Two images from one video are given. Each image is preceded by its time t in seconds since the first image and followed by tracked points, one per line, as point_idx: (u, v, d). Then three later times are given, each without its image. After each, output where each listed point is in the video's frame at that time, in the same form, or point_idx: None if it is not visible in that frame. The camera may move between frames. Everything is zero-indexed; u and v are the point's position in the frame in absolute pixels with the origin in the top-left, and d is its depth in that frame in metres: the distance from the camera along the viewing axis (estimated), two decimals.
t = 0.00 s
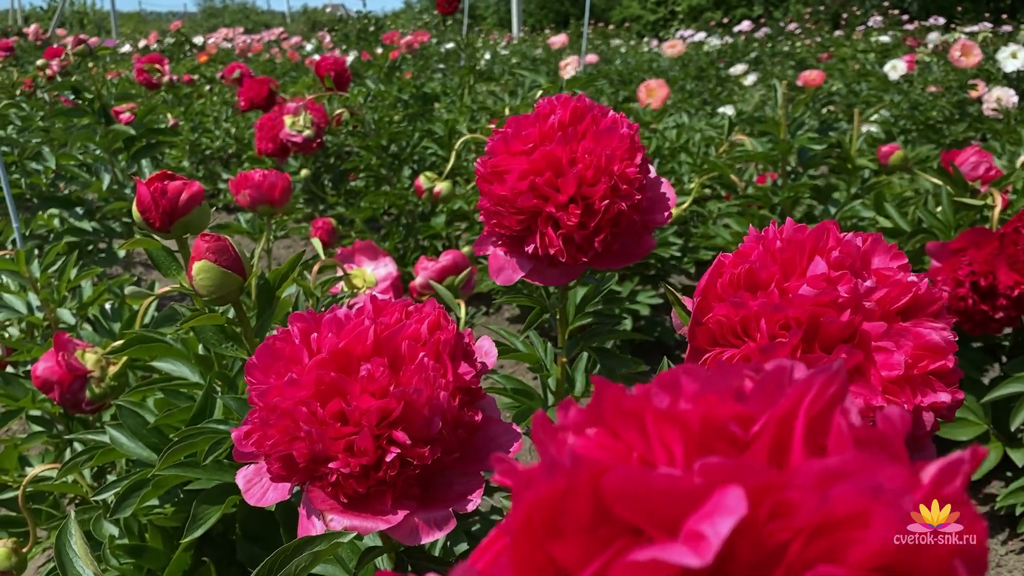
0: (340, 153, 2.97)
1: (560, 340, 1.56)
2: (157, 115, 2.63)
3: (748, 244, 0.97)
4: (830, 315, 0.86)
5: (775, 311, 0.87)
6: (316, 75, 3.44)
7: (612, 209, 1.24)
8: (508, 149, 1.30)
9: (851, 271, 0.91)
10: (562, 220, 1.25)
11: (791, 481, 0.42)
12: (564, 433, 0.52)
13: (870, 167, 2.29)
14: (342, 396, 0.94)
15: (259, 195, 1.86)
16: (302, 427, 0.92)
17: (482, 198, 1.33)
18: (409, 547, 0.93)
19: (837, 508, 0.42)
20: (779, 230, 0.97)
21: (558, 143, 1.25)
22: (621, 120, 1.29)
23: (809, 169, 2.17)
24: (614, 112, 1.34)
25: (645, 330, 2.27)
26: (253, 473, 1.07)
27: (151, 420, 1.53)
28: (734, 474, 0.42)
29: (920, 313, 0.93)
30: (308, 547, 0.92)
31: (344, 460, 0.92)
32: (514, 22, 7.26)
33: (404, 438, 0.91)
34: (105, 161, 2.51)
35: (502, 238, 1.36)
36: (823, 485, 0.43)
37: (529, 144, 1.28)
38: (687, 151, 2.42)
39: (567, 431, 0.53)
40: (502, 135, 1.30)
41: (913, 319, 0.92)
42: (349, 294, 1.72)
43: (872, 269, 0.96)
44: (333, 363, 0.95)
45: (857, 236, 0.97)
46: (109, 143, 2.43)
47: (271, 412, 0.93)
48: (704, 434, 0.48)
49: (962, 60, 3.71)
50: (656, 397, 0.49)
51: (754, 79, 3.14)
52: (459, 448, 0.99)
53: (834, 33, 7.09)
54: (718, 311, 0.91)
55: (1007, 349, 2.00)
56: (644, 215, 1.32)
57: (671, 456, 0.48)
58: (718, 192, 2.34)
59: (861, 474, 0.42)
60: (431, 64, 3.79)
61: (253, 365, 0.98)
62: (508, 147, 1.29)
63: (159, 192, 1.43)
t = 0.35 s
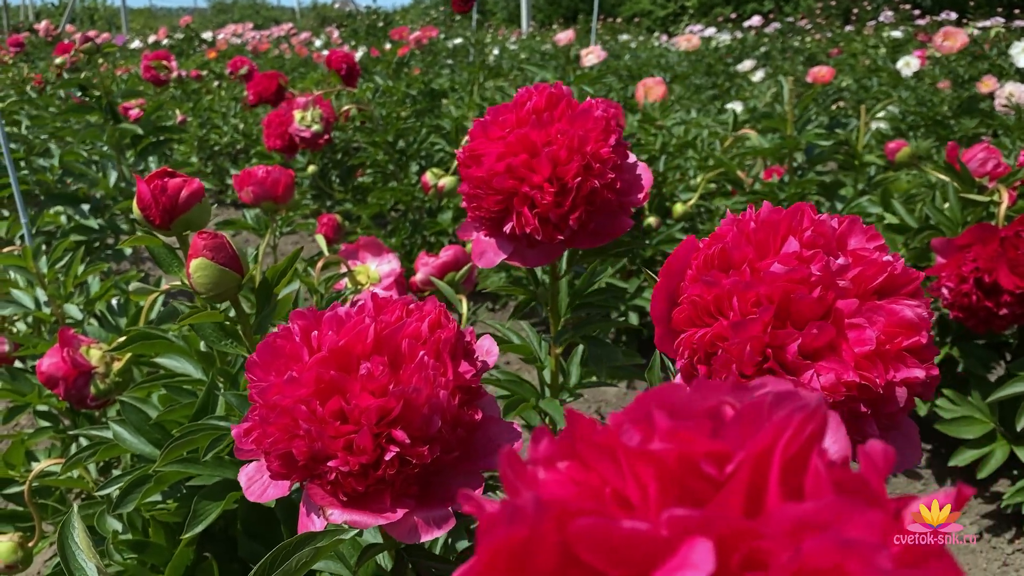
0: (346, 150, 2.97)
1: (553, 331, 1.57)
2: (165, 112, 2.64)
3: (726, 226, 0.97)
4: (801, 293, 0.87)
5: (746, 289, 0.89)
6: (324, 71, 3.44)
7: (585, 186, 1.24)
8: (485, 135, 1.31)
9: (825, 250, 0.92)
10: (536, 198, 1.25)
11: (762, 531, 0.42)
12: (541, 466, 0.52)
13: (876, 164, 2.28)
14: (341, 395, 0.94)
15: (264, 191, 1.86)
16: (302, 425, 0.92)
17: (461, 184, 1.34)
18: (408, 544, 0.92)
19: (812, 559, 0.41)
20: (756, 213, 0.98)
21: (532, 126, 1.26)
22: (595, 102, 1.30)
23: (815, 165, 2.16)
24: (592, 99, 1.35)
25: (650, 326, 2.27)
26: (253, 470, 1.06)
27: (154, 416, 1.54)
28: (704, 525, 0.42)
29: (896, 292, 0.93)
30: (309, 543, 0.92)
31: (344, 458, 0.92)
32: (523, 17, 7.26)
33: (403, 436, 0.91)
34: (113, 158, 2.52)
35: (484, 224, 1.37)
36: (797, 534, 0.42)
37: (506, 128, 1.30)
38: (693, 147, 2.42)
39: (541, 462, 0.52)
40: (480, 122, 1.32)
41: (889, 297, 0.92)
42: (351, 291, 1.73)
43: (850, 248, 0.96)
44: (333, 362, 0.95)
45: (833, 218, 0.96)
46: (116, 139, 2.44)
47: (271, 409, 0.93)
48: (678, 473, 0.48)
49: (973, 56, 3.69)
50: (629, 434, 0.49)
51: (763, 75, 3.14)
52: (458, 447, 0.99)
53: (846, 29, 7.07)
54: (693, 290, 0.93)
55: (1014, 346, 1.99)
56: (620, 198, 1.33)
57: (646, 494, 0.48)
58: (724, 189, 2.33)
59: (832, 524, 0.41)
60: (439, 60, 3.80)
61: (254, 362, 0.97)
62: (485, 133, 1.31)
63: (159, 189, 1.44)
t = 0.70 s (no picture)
0: (355, 148, 2.97)
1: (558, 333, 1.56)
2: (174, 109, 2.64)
3: (726, 224, 0.95)
4: (804, 288, 0.86)
5: (749, 283, 0.87)
6: (334, 69, 3.45)
7: (593, 195, 1.23)
8: (492, 139, 1.30)
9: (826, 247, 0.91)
10: (543, 206, 1.24)
11: (762, 501, 0.41)
12: (540, 443, 0.51)
13: (885, 161, 2.27)
14: (335, 393, 0.93)
15: (269, 189, 1.86)
16: (295, 424, 0.92)
17: (467, 189, 1.33)
18: (402, 543, 0.93)
19: (811, 529, 0.40)
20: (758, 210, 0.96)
21: (540, 132, 1.24)
22: (604, 107, 1.28)
23: (824, 163, 2.14)
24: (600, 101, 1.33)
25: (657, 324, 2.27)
26: (250, 468, 1.07)
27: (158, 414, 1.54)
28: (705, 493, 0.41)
29: (898, 288, 0.92)
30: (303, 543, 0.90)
31: (337, 456, 0.91)
32: (533, 14, 7.26)
33: (396, 435, 0.91)
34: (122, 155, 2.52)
35: (489, 229, 1.35)
36: (799, 504, 0.41)
37: (513, 134, 1.29)
38: (701, 144, 2.41)
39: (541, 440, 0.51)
40: (486, 125, 1.30)
41: (890, 294, 0.92)
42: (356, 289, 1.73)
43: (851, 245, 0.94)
44: (327, 360, 0.94)
45: (834, 214, 0.95)
46: (124, 137, 2.44)
47: (265, 407, 0.93)
48: (680, 449, 0.47)
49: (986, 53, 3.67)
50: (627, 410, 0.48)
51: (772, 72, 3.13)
52: (452, 445, 0.99)
53: (857, 25, 7.07)
54: (695, 285, 0.90)
55: None
56: (628, 203, 1.32)
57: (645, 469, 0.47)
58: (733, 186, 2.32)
59: (833, 494, 0.41)
60: (449, 57, 3.80)
61: (248, 361, 0.97)
62: (492, 137, 1.30)
63: (164, 187, 1.43)
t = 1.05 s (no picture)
0: (365, 145, 2.97)
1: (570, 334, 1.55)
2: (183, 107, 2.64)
3: (741, 244, 0.93)
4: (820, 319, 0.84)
5: (762, 313, 0.85)
6: (344, 66, 3.45)
7: (614, 200, 1.19)
8: (509, 140, 1.24)
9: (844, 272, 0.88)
10: (563, 211, 1.20)
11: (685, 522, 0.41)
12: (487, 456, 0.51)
13: (897, 159, 2.26)
14: (341, 395, 0.93)
15: (279, 188, 1.86)
16: (300, 427, 0.92)
17: (483, 191, 1.28)
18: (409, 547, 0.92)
19: (731, 552, 0.40)
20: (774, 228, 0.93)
21: (560, 134, 1.20)
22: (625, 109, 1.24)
23: (835, 161, 2.13)
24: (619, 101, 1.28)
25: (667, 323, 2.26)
26: (256, 469, 1.07)
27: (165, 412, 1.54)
28: (630, 514, 0.41)
29: (917, 313, 0.90)
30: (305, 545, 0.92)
31: (342, 460, 0.92)
32: (543, 11, 7.26)
33: (402, 440, 0.91)
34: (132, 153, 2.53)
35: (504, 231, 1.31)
36: (724, 526, 0.41)
37: (532, 136, 1.23)
38: (712, 142, 2.40)
39: (488, 455, 0.52)
40: (503, 126, 1.25)
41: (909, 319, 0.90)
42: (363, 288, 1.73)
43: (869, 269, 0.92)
44: (333, 363, 0.94)
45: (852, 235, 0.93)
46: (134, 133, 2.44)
47: (270, 410, 0.93)
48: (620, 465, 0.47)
49: (999, 50, 3.65)
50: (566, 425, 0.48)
51: (785, 69, 3.12)
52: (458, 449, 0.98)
53: (869, 21, 7.05)
54: (707, 313, 0.88)
55: None
56: (647, 207, 1.28)
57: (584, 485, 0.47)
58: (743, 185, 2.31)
59: (756, 517, 0.41)
60: (460, 54, 3.80)
61: (255, 362, 0.97)
62: (509, 138, 1.24)
63: (169, 187, 1.43)
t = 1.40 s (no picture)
0: (371, 144, 2.98)
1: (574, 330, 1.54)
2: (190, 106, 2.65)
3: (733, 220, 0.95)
4: (808, 284, 0.85)
5: (751, 279, 0.86)
6: (352, 65, 3.46)
7: (613, 190, 1.19)
8: (511, 134, 1.25)
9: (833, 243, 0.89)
10: (563, 202, 1.19)
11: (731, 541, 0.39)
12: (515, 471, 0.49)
13: (904, 158, 2.25)
14: (342, 392, 0.92)
15: (285, 186, 1.86)
16: (302, 422, 0.91)
17: (485, 184, 1.28)
18: (409, 544, 0.91)
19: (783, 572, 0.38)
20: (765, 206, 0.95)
21: (560, 126, 1.20)
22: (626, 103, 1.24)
23: (842, 159, 2.12)
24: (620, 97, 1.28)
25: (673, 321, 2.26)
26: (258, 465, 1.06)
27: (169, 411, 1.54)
28: (673, 533, 0.39)
29: (907, 286, 0.90)
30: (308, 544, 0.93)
31: (343, 456, 0.91)
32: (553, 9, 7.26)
33: (401, 435, 0.90)
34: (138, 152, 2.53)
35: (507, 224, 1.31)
36: (770, 546, 0.39)
37: (533, 128, 1.23)
38: (719, 140, 2.40)
39: (516, 468, 0.50)
40: (506, 120, 1.26)
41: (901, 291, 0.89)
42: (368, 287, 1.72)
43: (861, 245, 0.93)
44: (334, 359, 0.94)
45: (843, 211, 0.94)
46: (141, 133, 2.44)
47: (271, 405, 0.92)
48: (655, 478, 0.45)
49: (1011, 47, 3.63)
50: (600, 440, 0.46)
51: (794, 68, 3.11)
52: (459, 446, 0.97)
53: (880, 19, 7.02)
54: (699, 280, 0.91)
55: None
56: (648, 201, 1.27)
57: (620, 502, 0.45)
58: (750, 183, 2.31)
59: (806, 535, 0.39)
60: (468, 53, 3.80)
61: (257, 359, 0.97)
62: (511, 132, 1.25)
63: (174, 185, 1.43)
